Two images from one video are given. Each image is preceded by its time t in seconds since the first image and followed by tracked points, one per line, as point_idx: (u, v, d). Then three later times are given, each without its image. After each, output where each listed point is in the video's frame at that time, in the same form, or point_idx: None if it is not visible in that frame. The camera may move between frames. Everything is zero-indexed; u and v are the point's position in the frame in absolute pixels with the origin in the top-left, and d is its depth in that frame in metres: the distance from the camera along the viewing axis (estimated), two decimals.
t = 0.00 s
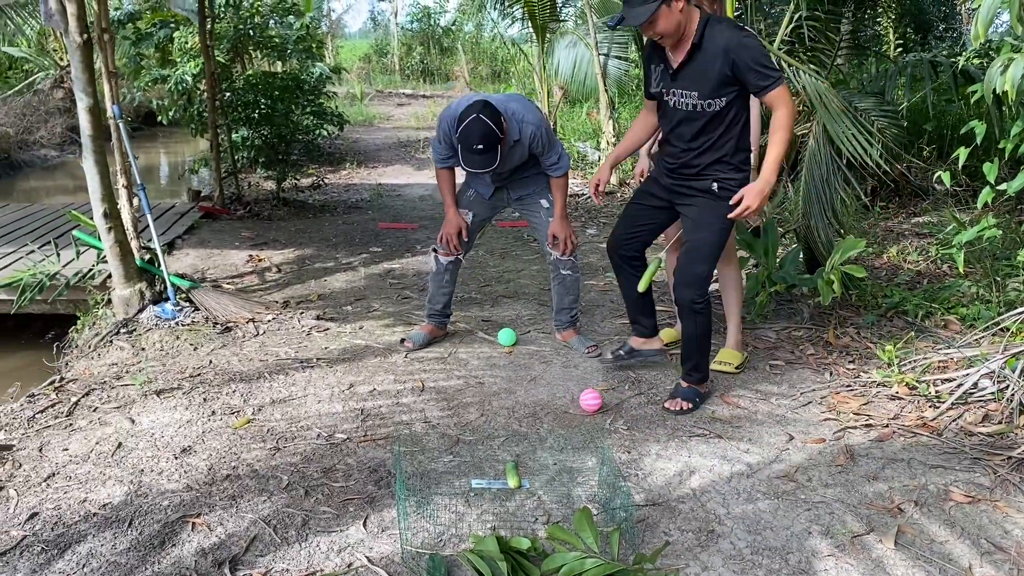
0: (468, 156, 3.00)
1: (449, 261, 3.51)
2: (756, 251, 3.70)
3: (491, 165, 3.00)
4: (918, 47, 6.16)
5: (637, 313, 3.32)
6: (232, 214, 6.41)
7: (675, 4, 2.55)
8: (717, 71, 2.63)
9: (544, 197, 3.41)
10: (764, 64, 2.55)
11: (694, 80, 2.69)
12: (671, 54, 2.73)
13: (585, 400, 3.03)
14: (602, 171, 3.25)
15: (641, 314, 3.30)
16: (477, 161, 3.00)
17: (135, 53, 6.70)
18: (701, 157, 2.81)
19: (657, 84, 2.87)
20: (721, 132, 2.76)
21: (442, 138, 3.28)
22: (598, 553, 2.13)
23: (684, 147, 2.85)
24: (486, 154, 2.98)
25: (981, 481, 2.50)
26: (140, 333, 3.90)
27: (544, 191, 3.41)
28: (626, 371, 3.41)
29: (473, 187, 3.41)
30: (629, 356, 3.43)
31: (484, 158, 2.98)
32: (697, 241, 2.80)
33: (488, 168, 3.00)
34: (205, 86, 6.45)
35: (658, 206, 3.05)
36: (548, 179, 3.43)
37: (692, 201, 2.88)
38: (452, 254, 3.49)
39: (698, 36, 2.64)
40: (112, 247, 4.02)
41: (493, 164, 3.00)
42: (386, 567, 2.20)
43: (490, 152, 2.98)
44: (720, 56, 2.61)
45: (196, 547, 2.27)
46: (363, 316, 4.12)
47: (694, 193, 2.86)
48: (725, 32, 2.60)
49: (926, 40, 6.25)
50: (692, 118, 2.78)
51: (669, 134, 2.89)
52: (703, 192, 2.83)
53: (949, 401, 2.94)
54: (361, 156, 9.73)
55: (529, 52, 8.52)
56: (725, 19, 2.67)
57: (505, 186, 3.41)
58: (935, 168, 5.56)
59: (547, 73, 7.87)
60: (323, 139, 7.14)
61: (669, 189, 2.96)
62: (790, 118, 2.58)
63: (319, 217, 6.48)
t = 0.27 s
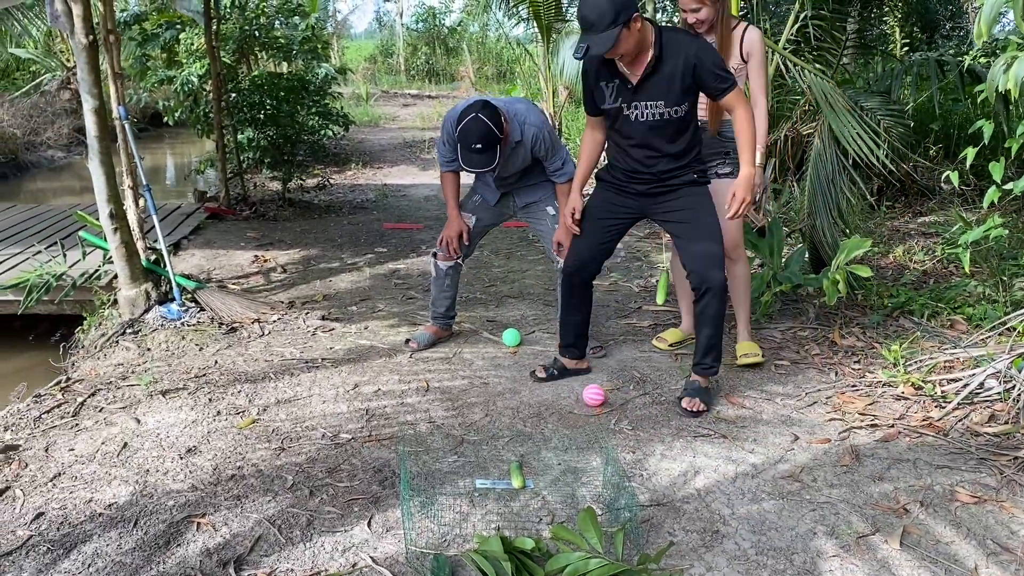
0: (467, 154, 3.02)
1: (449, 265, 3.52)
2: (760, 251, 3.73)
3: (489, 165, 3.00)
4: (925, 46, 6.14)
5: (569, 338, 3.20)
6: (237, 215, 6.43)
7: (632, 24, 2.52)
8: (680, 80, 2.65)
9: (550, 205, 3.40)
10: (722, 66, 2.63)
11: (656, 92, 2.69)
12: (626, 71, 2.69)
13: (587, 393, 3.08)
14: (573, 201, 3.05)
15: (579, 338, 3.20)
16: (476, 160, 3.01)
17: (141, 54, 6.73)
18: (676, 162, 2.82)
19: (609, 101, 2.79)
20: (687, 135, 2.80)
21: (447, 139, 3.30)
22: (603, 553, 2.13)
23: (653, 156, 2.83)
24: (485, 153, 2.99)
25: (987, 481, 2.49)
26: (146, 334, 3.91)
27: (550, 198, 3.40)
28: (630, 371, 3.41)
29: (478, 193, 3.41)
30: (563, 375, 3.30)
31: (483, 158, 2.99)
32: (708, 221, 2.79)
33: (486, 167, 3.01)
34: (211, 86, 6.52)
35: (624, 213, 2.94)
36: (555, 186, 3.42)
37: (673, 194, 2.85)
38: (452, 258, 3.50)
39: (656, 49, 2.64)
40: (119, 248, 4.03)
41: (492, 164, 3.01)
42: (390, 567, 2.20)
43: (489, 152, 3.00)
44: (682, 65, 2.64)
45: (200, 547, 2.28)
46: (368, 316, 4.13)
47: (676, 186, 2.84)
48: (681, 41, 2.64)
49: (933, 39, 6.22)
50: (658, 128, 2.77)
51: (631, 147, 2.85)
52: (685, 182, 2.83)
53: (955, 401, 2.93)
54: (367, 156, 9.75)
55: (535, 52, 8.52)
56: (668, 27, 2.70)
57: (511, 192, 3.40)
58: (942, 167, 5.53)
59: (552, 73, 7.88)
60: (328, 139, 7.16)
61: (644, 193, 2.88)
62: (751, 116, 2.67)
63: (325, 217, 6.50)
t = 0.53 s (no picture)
0: (469, 139, 3.01)
1: (439, 273, 3.51)
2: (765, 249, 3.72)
3: (491, 149, 2.99)
4: (930, 45, 6.13)
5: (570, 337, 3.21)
6: (241, 214, 6.44)
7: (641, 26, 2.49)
8: (682, 80, 2.64)
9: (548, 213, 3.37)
10: (721, 65, 2.67)
11: (658, 92, 2.66)
12: (631, 70, 2.64)
13: (589, 386, 3.11)
14: (558, 200, 3.05)
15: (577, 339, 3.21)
16: (478, 144, 3.00)
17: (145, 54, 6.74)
18: (668, 161, 2.81)
19: (609, 98, 2.73)
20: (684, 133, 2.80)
21: (449, 137, 3.31)
22: (606, 551, 2.13)
23: (648, 156, 2.80)
24: (487, 137, 2.98)
25: (992, 480, 2.48)
26: (150, 333, 3.92)
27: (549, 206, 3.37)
28: (634, 370, 3.40)
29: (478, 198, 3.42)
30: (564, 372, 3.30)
31: (484, 142, 2.99)
32: (698, 223, 2.78)
33: (488, 152, 2.99)
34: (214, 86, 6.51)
35: (612, 211, 2.93)
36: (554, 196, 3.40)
37: (662, 195, 2.83)
38: (442, 265, 3.49)
39: (662, 47, 2.61)
40: (122, 247, 4.04)
41: (494, 148, 2.99)
42: (393, 565, 2.20)
43: (490, 136, 2.99)
44: (686, 65, 2.62)
45: (204, 545, 2.28)
46: (372, 316, 4.13)
47: (666, 186, 2.82)
48: (685, 39, 2.62)
49: (938, 38, 6.20)
50: (658, 127, 2.74)
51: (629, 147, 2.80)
52: (675, 182, 2.81)
53: (960, 400, 2.92)
54: (370, 156, 9.76)
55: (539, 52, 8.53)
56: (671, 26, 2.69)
57: (510, 200, 3.39)
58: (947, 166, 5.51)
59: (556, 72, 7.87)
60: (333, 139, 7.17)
61: (634, 192, 2.86)
62: (746, 105, 2.75)
63: (329, 217, 6.51)
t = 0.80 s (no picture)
0: (466, 136, 3.01)
1: (449, 264, 3.50)
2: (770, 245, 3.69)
3: (489, 146, 2.99)
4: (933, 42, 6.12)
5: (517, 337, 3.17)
6: (244, 213, 6.45)
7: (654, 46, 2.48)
8: (690, 99, 2.65)
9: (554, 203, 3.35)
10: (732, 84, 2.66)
11: (664, 110, 2.67)
12: (641, 86, 2.63)
13: (591, 383, 3.13)
14: (556, 206, 2.97)
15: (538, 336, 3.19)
16: (476, 141, 3.00)
17: (148, 54, 6.75)
18: (671, 173, 2.83)
19: (616, 111, 2.73)
20: (689, 148, 2.82)
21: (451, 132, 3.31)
22: (607, 550, 2.13)
23: (652, 169, 2.81)
24: (484, 134, 2.98)
25: (994, 477, 2.48)
26: (154, 332, 3.93)
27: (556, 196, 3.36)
28: (635, 368, 3.40)
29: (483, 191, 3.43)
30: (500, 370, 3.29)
31: (481, 138, 2.99)
32: (704, 227, 2.81)
33: (486, 148, 3.00)
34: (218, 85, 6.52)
35: (611, 218, 2.94)
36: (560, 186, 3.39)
37: (665, 202, 2.87)
38: (451, 257, 3.49)
39: (673, 66, 2.61)
40: (126, 245, 4.05)
41: (491, 145, 3.00)
42: (395, 563, 2.20)
43: (487, 133, 2.99)
44: (696, 84, 2.62)
45: (207, 543, 2.29)
46: (375, 314, 4.14)
47: (669, 194, 2.85)
48: (697, 59, 2.61)
49: (941, 35, 6.19)
50: (663, 143, 2.76)
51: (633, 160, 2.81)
52: (676, 191, 2.85)
53: (962, 397, 2.91)
54: (373, 154, 9.77)
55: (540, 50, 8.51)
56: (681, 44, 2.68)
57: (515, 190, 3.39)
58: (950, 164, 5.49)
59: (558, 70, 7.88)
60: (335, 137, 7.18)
61: (635, 200, 2.88)
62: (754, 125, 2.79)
63: (332, 216, 6.52)
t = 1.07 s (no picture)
0: (470, 138, 3.00)
1: (453, 256, 3.49)
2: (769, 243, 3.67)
3: (492, 148, 2.99)
4: (936, 36, 6.11)
5: (495, 337, 3.13)
6: (247, 210, 6.45)
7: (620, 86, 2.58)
8: (659, 131, 2.77)
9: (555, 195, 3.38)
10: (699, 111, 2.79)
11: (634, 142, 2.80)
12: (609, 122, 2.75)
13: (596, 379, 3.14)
14: (533, 231, 2.99)
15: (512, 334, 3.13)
16: (479, 143, 2.99)
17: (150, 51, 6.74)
18: (647, 195, 2.91)
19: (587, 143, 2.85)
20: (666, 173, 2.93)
21: (451, 126, 3.31)
22: (611, 545, 2.13)
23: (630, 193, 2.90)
24: (488, 135, 2.97)
25: (998, 472, 2.48)
26: (157, 329, 3.94)
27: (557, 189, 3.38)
28: (638, 365, 3.40)
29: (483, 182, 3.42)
30: (487, 378, 3.23)
31: (485, 140, 2.98)
32: (691, 236, 2.87)
33: (490, 150, 2.99)
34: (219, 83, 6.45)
35: (595, 240, 3.00)
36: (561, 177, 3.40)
37: (647, 222, 2.94)
38: (456, 249, 3.48)
39: (637, 100, 2.73)
40: (128, 243, 4.06)
41: (495, 147, 2.99)
42: (399, 559, 2.21)
43: (491, 134, 2.98)
44: (662, 115, 2.75)
45: (211, 540, 2.30)
46: (377, 311, 4.14)
47: (650, 214, 2.93)
48: (660, 91, 2.75)
49: (944, 30, 6.18)
50: (635, 173, 2.87)
51: (609, 189, 2.92)
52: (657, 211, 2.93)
53: (965, 392, 2.91)
54: (376, 151, 9.77)
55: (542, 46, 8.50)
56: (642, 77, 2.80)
57: (516, 181, 3.39)
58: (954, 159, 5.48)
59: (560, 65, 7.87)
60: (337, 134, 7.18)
61: (615, 224, 2.95)
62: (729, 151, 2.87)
63: (334, 212, 6.52)
